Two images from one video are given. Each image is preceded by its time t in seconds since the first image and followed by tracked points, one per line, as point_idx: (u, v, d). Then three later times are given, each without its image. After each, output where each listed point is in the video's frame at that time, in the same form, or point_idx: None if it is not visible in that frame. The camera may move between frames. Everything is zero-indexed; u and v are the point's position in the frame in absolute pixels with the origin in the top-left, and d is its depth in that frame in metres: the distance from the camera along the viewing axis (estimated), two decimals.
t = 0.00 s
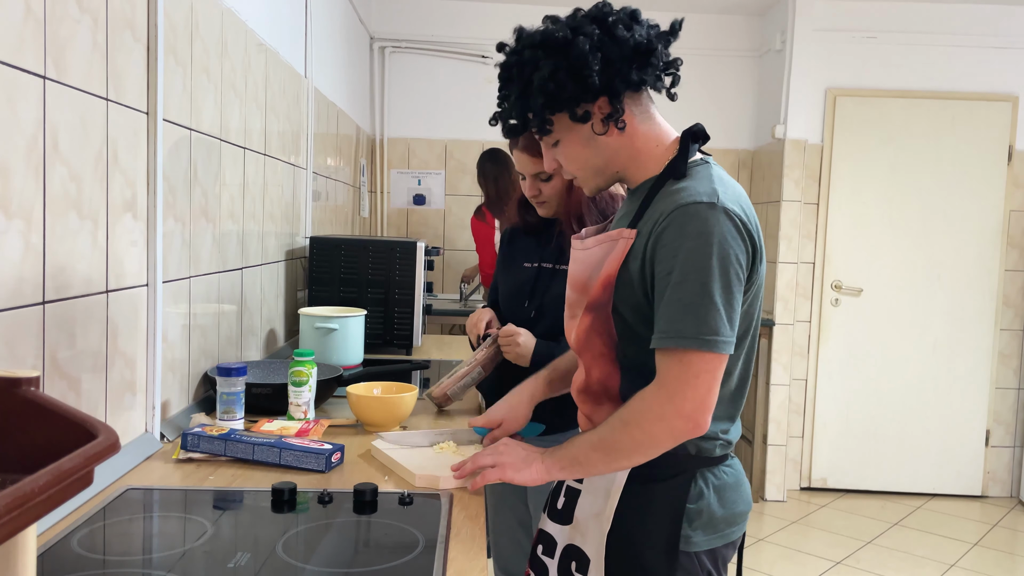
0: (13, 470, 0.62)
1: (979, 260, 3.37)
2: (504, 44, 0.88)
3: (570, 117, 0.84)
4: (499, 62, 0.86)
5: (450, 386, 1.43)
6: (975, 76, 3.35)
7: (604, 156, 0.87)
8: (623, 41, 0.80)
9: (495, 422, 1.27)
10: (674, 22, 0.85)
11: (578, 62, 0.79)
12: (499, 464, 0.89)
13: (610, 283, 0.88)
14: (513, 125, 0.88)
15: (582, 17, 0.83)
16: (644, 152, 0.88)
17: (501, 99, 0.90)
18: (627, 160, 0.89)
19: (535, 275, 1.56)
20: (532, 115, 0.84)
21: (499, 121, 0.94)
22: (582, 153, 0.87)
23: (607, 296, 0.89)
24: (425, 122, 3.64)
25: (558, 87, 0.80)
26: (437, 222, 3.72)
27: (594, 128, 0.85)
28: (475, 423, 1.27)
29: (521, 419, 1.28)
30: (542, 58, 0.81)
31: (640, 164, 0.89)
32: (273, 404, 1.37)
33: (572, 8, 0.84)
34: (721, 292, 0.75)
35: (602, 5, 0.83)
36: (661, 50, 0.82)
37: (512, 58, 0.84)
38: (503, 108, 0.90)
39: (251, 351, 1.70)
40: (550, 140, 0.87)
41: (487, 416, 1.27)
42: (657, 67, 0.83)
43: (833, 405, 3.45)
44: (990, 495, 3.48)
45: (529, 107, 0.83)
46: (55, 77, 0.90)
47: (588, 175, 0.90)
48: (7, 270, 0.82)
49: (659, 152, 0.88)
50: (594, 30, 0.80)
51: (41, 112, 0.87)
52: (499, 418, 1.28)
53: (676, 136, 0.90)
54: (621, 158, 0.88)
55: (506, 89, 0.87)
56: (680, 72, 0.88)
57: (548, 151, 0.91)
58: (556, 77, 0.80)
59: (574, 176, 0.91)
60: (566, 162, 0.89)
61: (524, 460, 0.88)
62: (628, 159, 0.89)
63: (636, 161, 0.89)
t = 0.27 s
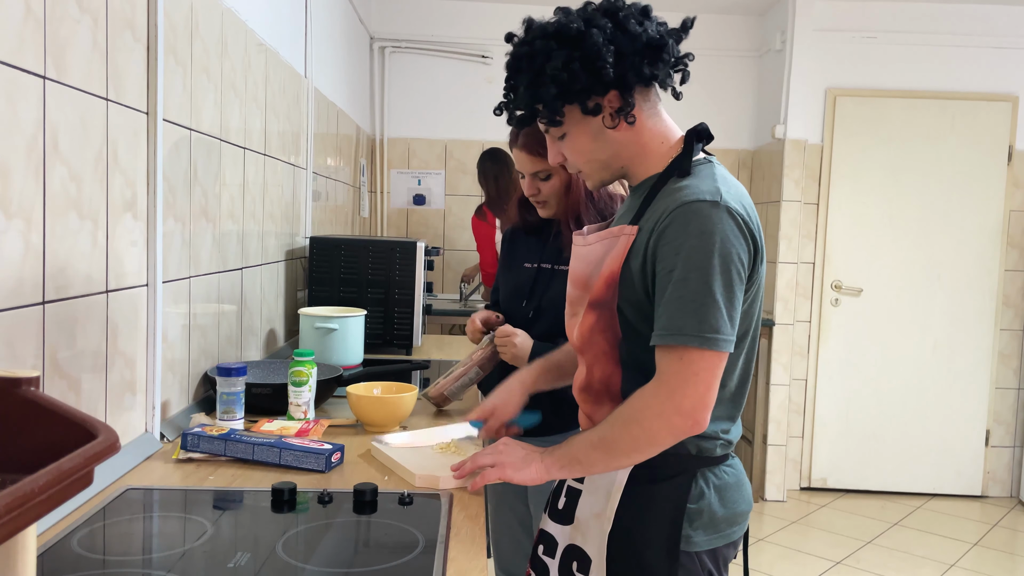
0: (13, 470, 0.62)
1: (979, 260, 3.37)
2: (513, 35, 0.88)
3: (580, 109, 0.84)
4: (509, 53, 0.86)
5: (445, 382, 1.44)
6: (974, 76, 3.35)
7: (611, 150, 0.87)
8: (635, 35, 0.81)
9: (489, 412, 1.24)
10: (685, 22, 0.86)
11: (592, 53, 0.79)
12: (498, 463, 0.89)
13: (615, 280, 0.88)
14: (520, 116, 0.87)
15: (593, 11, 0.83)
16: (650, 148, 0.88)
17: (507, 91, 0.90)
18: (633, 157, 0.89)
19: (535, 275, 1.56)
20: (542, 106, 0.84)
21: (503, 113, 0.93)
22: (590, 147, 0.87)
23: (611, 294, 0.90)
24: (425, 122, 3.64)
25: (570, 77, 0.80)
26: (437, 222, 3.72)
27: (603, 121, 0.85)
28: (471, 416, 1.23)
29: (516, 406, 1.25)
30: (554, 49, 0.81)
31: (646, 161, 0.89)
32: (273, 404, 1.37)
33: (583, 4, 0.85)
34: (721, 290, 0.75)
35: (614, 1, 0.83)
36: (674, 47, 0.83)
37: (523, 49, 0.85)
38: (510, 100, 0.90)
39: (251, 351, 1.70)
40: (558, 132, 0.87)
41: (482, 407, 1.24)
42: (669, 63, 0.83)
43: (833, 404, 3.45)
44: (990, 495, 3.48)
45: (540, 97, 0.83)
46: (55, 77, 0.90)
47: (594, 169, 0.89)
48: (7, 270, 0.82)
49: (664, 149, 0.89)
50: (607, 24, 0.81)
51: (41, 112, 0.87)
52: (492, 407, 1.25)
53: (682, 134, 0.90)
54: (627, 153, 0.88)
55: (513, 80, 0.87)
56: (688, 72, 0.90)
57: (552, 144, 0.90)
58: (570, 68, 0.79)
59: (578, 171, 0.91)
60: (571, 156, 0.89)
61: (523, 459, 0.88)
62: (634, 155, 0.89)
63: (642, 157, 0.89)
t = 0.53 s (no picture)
0: (13, 470, 0.62)
1: (979, 260, 3.37)
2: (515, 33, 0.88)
3: (583, 110, 0.84)
4: (511, 53, 0.86)
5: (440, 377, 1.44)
6: (974, 76, 3.35)
7: (613, 151, 0.88)
8: (639, 37, 0.81)
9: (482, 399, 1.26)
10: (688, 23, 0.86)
11: (596, 55, 0.79)
12: (498, 463, 0.89)
13: (616, 280, 0.89)
14: (523, 117, 0.87)
15: (596, 12, 0.83)
16: (652, 149, 0.89)
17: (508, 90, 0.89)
18: (635, 158, 0.89)
19: (534, 275, 1.56)
20: (544, 107, 0.84)
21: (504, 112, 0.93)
22: (592, 147, 0.87)
23: (613, 294, 0.90)
24: (425, 122, 3.64)
25: (574, 78, 0.80)
26: (437, 222, 3.72)
27: (606, 122, 0.85)
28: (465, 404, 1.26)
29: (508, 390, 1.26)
30: (557, 50, 0.81)
31: (647, 162, 0.89)
32: (273, 404, 1.37)
33: (586, 4, 0.85)
34: (722, 290, 0.75)
35: (617, 2, 0.83)
36: (677, 49, 0.83)
37: (525, 49, 0.84)
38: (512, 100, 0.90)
39: (251, 351, 1.70)
40: (560, 132, 0.87)
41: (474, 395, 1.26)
42: (672, 65, 0.84)
43: (833, 404, 3.45)
44: (990, 495, 3.48)
45: (543, 98, 0.83)
46: (55, 77, 0.90)
47: (595, 169, 0.90)
48: (7, 270, 0.82)
49: (665, 149, 0.89)
50: (610, 25, 0.81)
51: (41, 112, 0.87)
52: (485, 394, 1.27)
53: (683, 135, 0.90)
54: (629, 154, 0.88)
55: (515, 80, 0.87)
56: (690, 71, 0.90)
57: (554, 144, 0.90)
58: (574, 69, 0.79)
59: (580, 171, 0.91)
60: (573, 157, 0.89)
61: (523, 459, 0.89)
62: (636, 156, 0.89)
63: (643, 158, 0.89)
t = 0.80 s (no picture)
0: (13, 470, 0.62)
1: (979, 260, 3.37)
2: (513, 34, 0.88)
3: (583, 108, 0.84)
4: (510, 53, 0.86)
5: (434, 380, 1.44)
6: (974, 76, 3.35)
7: (613, 150, 0.87)
8: (636, 34, 0.81)
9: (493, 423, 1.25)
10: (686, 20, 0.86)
11: (595, 53, 0.79)
12: (498, 463, 0.89)
13: (616, 280, 0.89)
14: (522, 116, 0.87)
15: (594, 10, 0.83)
16: (652, 148, 0.88)
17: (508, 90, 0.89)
18: (635, 156, 0.89)
19: (534, 276, 1.56)
20: (544, 106, 0.84)
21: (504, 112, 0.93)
22: (592, 146, 0.87)
23: (613, 295, 0.90)
24: (425, 122, 3.64)
25: (573, 77, 0.80)
26: (437, 222, 3.72)
27: (606, 121, 0.85)
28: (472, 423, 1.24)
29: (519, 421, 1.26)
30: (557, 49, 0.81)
31: (647, 161, 0.89)
32: (273, 404, 1.37)
33: (584, 2, 0.85)
34: (722, 290, 0.75)
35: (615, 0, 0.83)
36: (675, 46, 0.83)
37: (524, 49, 0.84)
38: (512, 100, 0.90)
39: (251, 351, 1.70)
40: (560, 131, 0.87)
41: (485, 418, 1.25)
42: (671, 63, 0.83)
43: (833, 404, 3.45)
44: (990, 494, 3.48)
45: (542, 97, 0.83)
46: (55, 77, 0.90)
47: (595, 168, 0.89)
48: (7, 270, 0.82)
49: (665, 148, 0.89)
50: (608, 23, 0.81)
51: (42, 112, 0.87)
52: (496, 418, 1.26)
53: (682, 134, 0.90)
54: (629, 152, 0.88)
55: (514, 80, 0.87)
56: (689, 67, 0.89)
57: (554, 143, 0.90)
58: (573, 67, 0.79)
59: (580, 170, 0.91)
60: (573, 155, 0.89)
61: (523, 459, 0.89)
62: (636, 155, 0.89)
63: (644, 157, 0.89)
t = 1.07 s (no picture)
0: (13, 470, 0.62)
1: (979, 260, 3.37)
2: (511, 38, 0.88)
3: (583, 110, 0.84)
4: (509, 57, 0.86)
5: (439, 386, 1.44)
6: (974, 76, 3.35)
7: (614, 150, 0.87)
8: (635, 35, 0.81)
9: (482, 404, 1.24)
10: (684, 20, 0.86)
11: (593, 54, 0.79)
12: (497, 463, 0.89)
13: (616, 281, 0.89)
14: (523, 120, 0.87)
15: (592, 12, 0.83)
16: (652, 148, 0.88)
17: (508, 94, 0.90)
18: (635, 156, 0.89)
19: (534, 278, 1.56)
20: (544, 109, 0.84)
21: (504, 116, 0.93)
22: (592, 148, 0.87)
23: (612, 295, 0.90)
24: (425, 122, 3.64)
25: (573, 79, 0.80)
26: (437, 222, 3.72)
27: (606, 122, 0.85)
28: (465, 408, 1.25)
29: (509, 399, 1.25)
30: (555, 52, 0.81)
31: (647, 161, 0.89)
32: (274, 404, 1.37)
33: (581, 4, 0.85)
34: (720, 289, 0.75)
35: (612, 2, 0.83)
36: (674, 46, 0.83)
37: (523, 52, 0.84)
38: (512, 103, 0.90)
39: (251, 351, 1.70)
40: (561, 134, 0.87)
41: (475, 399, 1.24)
42: (670, 63, 0.83)
43: (833, 404, 3.45)
44: (990, 494, 3.48)
45: (542, 100, 0.83)
46: (55, 77, 0.90)
47: (596, 169, 0.89)
48: (7, 270, 0.82)
49: (665, 148, 0.89)
50: (606, 25, 0.81)
51: (42, 112, 0.87)
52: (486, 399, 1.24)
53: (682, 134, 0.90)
54: (630, 153, 0.88)
55: (514, 83, 0.87)
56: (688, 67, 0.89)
57: (555, 145, 0.90)
58: (572, 70, 0.80)
59: (581, 171, 0.91)
60: (574, 157, 0.89)
61: (522, 459, 0.89)
62: (637, 155, 0.89)
63: (644, 157, 0.89)
